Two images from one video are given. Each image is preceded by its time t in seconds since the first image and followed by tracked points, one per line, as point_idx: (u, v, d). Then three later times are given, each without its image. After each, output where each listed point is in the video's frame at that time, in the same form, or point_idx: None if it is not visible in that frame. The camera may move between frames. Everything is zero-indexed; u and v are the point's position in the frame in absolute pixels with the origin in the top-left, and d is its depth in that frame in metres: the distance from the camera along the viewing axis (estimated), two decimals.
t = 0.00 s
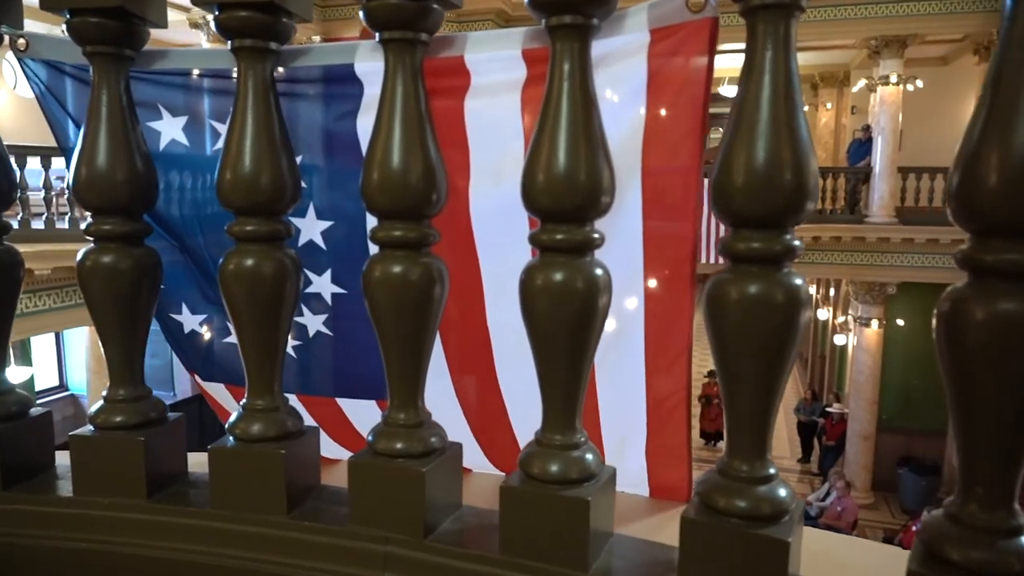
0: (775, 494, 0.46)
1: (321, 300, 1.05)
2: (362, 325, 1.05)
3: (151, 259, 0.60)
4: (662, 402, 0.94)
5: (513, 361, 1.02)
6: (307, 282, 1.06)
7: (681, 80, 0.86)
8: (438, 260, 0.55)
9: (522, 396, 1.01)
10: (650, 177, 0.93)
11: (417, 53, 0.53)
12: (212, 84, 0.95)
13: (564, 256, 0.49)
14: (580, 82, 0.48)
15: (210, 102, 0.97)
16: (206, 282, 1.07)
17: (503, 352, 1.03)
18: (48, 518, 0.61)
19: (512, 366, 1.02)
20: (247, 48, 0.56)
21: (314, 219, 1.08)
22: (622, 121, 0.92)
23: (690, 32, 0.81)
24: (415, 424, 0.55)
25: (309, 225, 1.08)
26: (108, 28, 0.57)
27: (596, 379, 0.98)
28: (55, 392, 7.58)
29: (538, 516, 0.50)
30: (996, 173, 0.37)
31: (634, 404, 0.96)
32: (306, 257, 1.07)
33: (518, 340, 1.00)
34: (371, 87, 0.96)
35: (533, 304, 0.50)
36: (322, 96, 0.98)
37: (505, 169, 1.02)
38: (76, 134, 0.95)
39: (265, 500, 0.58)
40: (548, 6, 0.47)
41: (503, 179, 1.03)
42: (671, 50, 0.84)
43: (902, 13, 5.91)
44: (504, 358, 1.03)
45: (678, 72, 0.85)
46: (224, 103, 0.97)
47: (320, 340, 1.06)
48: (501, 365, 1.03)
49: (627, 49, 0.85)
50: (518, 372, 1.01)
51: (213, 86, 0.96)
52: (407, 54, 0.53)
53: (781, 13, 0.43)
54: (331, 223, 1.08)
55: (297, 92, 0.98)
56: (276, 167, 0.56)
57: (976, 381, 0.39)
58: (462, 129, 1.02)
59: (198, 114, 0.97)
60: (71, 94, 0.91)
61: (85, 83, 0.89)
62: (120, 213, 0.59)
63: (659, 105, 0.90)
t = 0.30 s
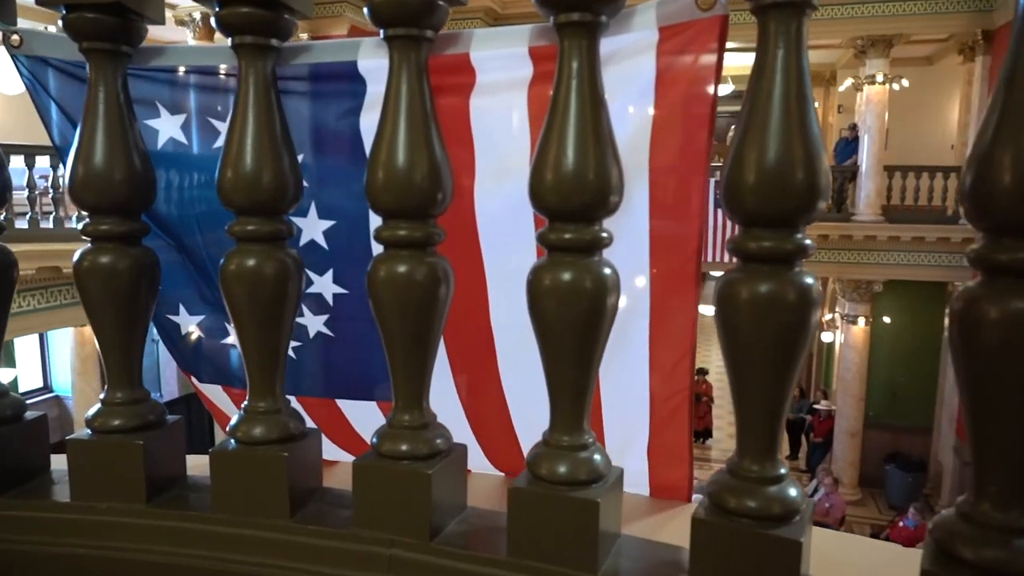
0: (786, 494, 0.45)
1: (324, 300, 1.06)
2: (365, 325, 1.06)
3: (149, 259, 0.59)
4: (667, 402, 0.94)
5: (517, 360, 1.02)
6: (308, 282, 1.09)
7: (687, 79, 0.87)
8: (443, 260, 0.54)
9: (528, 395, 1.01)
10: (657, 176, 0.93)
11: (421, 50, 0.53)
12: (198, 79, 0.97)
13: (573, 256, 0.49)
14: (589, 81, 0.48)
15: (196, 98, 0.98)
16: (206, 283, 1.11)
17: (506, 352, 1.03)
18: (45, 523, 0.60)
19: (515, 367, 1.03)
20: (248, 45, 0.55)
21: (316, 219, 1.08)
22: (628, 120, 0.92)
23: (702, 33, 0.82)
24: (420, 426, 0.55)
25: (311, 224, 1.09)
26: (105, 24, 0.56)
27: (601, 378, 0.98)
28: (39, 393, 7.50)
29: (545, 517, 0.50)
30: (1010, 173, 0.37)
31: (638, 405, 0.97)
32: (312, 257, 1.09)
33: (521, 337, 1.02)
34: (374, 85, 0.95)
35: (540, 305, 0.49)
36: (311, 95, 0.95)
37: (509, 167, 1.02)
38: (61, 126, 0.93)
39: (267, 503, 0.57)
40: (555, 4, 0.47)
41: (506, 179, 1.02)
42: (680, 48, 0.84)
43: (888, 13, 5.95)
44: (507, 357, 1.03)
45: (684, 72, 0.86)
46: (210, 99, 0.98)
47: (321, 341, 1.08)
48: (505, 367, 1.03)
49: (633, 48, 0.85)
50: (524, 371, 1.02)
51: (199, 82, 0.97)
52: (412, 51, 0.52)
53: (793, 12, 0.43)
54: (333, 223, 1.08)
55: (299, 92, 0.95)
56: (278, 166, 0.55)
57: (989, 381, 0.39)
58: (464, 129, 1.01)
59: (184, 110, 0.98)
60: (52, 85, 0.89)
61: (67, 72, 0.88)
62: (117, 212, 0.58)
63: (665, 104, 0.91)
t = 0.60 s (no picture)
0: (800, 494, 0.45)
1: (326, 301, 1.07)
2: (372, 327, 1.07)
3: (149, 261, 0.58)
4: (672, 402, 0.95)
5: (525, 359, 1.03)
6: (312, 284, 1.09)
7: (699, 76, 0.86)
8: (451, 259, 0.53)
9: (535, 395, 1.02)
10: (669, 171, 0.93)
11: (428, 47, 0.52)
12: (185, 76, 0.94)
13: (584, 255, 0.48)
14: (600, 78, 0.47)
15: (184, 94, 0.95)
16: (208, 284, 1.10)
17: (512, 353, 1.04)
18: (44, 530, 0.59)
19: (529, 364, 1.03)
20: (250, 42, 0.54)
21: (319, 219, 1.08)
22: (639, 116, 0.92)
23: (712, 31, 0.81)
24: (428, 429, 0.54)
25: (314, 225, 1.08)
26: (103, 21, 0.55)
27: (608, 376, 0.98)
28: (26, 396, 7.42)
29: (556, 520, 0.49)
30: None
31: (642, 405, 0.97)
32: (312, 257, 1.09)
33: (532, 335, 1.02)
34: (379, 84, 0.94)
35: (551, 305, 0.49)
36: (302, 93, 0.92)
37: (517, 166, 1.01)
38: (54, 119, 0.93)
39: (272, 508, 0.56)
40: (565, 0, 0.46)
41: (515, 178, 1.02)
42: (693, 45, 0.83)
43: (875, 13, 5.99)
44: (513, 357, 1.04)
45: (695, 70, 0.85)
46: (198, 96, 0.95)
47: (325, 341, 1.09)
48: (512, 367, 1.04)
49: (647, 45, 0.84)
50: (532, 369, 1.03)
51: (187, 79, 0.94)
52: (419, 48, 0.51)
53: (808, 8, 0.42)
54: (336, 223, 1.08)
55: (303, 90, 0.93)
56: (282, 165, 0.54)
57: (1006, 380, 0.39)
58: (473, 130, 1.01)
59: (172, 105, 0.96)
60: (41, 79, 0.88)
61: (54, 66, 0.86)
62: (116, 213, 0.57)
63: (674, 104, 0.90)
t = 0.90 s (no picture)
0: (819, 497, 0.44)
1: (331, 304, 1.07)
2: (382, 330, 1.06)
3: (150, 264, 0.57)
4: (680, 402, 0.94)
5: (532, 359, 1.03)
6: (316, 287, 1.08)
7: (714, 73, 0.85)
8: (460, 261, 0.52)
9: (541, 397, 1.02)
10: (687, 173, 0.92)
11: (436, 46, 0.51)
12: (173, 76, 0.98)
13: (597, 257, 0.48)
14: (613, 76, 0.47)
15: (173, 93, 0.99)
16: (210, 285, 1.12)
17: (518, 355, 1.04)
18: (44, 539, 0.58)
19: (534, 365, 1.03)
20: (254, 40, 0.53)
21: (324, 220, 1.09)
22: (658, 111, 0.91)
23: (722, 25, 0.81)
24: (438, 433, 0.53)
25: (319, 226, 1.09)
26: (102, 19, 0.53)
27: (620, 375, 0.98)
28: (14, 400, 7.36)
29: (571, 525, 0.49)
30: None
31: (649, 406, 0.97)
32: (317, 259, 1.10)
33: (541, 335, 1.03)
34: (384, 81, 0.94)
35: (564, 307, 0.48)
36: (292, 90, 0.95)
37: (527, 165, 1.01)
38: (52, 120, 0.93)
39: (278, 515, 0.55)
40: None
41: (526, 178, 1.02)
42: (707, 41, 0.83)
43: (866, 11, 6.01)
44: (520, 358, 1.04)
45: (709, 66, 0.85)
46: (187, 94, 0.99)
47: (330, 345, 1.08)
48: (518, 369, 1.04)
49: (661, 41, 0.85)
50: (539, 370, 1.03)
51: (175, 78, 0.98)
52: (427, 46, 0.50)
53: (826, 5, 0.42)
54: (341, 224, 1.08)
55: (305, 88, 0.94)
56: (286, 165, 0.53)
57: None
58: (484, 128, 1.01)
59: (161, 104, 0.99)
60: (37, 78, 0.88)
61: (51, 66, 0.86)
62: (115, 215, 0.56)
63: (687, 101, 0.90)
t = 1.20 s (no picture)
0: (840, 503, 0.44)
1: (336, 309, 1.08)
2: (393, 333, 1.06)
3: (151, 270, 0.56)
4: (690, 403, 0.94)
5: (543, 363, 1.03)
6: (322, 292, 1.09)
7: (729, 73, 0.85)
8: (470, 265, 0.52)
9: (552, 400, 1.02)
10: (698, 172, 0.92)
11: (445, 46, 0.50)
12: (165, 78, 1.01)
13: (610, 260, 0.47)
14: (626, 76, 0.46)
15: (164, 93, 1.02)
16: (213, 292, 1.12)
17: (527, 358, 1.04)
18: (45, 553, 0.57)
19: (544, 367, 1.03)
20: (258, 42, 0.52)
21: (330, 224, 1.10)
22: (671, 112, 0.91)
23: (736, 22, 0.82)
24: (448, 441, 0.52)
25: (324, 231, 1.10)
26: (101, 21, 0.52)
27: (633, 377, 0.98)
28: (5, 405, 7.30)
29: (586, 534, 0.48)
30: None
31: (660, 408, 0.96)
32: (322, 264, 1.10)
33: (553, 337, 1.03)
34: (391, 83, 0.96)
35: (577, 312, 0.47)
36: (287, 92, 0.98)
37: (540, 168, 1.01)
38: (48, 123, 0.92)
39: (285, 526, 0.54)
40: None
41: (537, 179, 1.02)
42: (717, 41, 0.84)
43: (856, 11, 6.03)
44: (530, 361, 1.04)
45: (723, 67, 0.85)
46: (177, 95, 1.01)
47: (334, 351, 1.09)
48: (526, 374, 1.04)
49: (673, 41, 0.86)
50: (547, 372, 1.03)
51: (167, 79, 1.01)
52: (435, 46, 0.49)
53: (846, 4, 0.41)
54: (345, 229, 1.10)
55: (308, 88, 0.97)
56: (291, 169, 0.52)
57: None
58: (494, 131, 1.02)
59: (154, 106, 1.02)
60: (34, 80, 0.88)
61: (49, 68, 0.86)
62: (116, 220, 0.54)
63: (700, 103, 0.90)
